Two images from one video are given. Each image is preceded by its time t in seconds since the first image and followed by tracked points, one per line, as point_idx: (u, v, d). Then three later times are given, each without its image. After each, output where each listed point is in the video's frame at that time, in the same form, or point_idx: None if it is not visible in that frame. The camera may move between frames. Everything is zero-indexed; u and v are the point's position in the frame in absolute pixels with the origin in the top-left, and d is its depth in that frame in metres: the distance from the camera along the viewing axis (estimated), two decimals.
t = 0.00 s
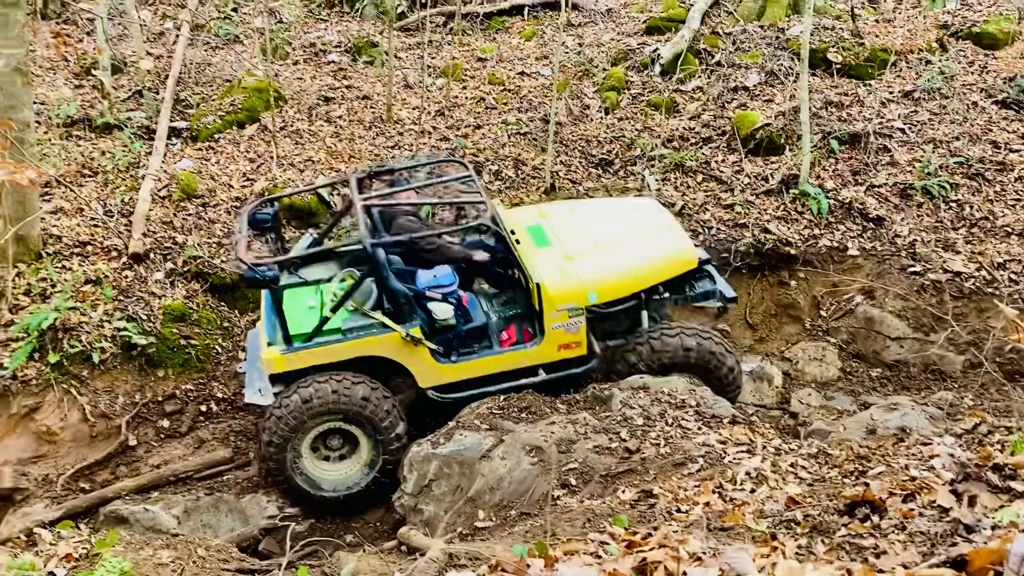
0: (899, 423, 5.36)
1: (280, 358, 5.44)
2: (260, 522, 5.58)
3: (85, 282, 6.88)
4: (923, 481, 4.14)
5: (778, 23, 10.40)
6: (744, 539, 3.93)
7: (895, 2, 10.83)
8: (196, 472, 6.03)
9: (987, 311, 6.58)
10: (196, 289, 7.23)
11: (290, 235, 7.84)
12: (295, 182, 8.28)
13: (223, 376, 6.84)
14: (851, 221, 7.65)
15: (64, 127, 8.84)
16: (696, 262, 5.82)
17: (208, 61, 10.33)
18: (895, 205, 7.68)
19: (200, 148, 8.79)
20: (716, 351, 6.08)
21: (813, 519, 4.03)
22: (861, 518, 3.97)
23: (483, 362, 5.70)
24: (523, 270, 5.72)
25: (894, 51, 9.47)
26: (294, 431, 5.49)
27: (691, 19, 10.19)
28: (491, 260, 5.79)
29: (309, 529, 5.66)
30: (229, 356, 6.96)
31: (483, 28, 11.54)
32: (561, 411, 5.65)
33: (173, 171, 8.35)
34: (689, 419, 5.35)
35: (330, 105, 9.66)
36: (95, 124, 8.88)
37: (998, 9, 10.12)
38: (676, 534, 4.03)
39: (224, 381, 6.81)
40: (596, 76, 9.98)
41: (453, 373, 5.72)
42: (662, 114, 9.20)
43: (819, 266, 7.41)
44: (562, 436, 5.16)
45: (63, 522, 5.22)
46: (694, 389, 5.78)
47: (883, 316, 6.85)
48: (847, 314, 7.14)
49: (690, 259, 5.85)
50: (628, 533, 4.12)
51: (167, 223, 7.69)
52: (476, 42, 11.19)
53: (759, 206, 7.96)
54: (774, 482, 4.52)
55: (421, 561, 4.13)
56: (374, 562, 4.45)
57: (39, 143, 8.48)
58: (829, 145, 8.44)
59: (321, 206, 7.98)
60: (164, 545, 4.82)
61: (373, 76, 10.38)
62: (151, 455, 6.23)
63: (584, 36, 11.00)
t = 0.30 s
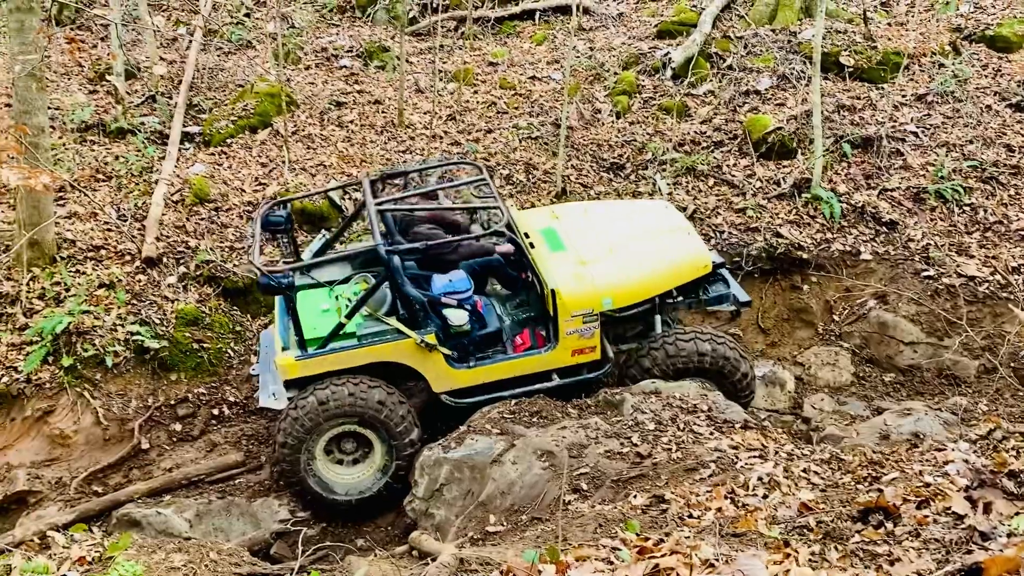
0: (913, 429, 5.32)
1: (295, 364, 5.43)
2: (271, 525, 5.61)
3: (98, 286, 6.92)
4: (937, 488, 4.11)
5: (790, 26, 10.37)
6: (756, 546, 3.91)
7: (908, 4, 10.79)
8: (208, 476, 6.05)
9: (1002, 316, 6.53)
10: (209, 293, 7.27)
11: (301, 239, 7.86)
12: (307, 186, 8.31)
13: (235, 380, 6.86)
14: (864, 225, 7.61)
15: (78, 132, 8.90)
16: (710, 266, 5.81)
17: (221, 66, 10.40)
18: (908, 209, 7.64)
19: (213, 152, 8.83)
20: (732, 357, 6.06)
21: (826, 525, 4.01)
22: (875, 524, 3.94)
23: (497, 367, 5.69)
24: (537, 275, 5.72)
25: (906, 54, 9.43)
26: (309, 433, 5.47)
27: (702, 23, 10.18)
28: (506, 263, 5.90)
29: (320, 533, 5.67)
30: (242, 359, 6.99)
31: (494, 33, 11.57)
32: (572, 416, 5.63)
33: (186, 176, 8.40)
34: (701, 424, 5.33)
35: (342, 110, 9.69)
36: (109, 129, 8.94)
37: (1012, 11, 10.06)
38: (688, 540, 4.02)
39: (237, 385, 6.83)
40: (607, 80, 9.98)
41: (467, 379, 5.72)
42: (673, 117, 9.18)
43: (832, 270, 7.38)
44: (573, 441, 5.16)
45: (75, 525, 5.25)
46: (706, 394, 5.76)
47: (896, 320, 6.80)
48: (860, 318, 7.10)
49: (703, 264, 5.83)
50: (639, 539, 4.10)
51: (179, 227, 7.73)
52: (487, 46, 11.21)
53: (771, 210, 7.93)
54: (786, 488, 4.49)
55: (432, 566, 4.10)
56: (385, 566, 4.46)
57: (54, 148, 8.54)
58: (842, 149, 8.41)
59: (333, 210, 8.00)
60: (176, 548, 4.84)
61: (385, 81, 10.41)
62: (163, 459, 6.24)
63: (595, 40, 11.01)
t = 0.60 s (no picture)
0: (922, 432, 5.30)
1: (304, 370, 5.42)
2: (280, 527, 5.64)
3: (109, 288, 6.96)
4: (947, 491, 4.09)
5: (799, 29, 10.36)
6: (765, 549, 3.91)
7: (917, 7, 10.76)
8: (217, 478, 6.07)
9: (1012, 319, 6.49)
10: (218, 296, 7.29)
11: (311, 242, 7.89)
12: (316, 190, 8.34)
13: (244, 382, 6.89)
14: (873, 228, 7.58)
15: (90, 136, 8.97)
16: (718, 268, 5.80)
17: (231, 70, 10.47)
18: (917, 212, 7.61)
19: (223, 156, 8.88)
20: (740, 360, 6.06)
21: (835, 529, 4.00)
22: (884, 528, 3.93)
23: (506, 372, 5.70)
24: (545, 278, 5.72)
25: (916, 57, 9.39)
26: (319, 438, 5.48)
27: (711, 27, 10.18)
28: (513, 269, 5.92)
29: (329, 535, 5.70)
30: (251, 361, 7.02)
31: (503, 36, 11.61)
32: (581, 419, 5.63)
33: (196, 179, 8.44)
34: (709, 427, 5.33)
35: (351, 114, 9.74)
36: (120, 133, 9.00)
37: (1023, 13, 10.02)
38: (697, 543, 4.01)
39: (246, 388, 6.85)
40: (616, 83, 9.99)
41: (475, 384, 5.73)
42: (682, 120, 9.19)
43: (841, 273, 7.36)
44: (581, 444, 5.16)
45: (86, 526, 5.29)
46: (715, 397, 5.76)
47: (906, 324, 6.77)
48: (870, 322, 7.09)
49: (710, 266, 5.81)
50: (648, 542, 4.10)
51: (190, 231, 7.78)
52: (495, 50, 11.26)
53: (780, 213, 7.92)
54: (795, 491, 4.48)
55: (440, 569, 4.12)
56: (393, 568, 4.48)
57: (66, 151, 8.61)
58: (851, 152, 8.39)
59: (342, 213, 8.01)
60: (186, 550, 4.86)
61: (394, 85, 10.45)
62: (173, 460, 6.27)
63: (604, 44, 11.04)
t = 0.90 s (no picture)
0: (929, 435, 5.28)
1: (310, 373, 5.44)
2: (286, 528, 5.65)
3: (116, 290, 6.99)
4: (953, 494, 4.08)
5: (805, 31, 10.36)
6: (770, 551, 3.91)
7: (924, 8, 10.74)
8: (223, 478, 6.09)
9: (1020, 322, 6.47)
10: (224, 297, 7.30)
11: (317, 243, 7.91)
12: (322, 191, 8.37)
13: (250, 383, 6.90)
14: (879, 230, 7.57)
15: (97, 138, 9.01)
16: (722, 270, 5.80)
17: (238, 72, 10.52)
18: (924, 214, 7.59)
19: (229, 157, 8.91)
20: (746, 362, 6.05)
21: (840, 531, 3.99)
22: (889, 530, 3.92)
23: (511, 374, 5.71)
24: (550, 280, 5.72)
25: (923, 59, 9.36)
26: (325, 441, 5.49)
27: (717, 28, 10.18)
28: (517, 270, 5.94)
29: (334, 536, 5.71)
30: (257, 362, 7.04)
31: (509, 38, 11.64)
32: (586, 421, 5.62)
33: (203, 180, 8.48)
34: (715, 429, 5.33)
35: (358, 115, 9.77)
36: (127, 134, 9.04)
37: None
38: (701, 545, 4.01)
39: (252, 389, 6.86)
40: (622, 85, 10.00)
41: (480, 386, 5.74)
42: (687, 122, 9.19)
43: (847, 276, 7.35)
44: (586, 446, 5.16)
45: (92, 526, 5.32)
46: (720, 399, 5.76)
47: (912, 326, 6.75)
48: (876, 324, 7.07)
49: (715, 268, 5.81)
50: (652, 543, 4.10)
51: (196, 232, 7.81)
52: (501, 52, 11.29)
53: (786, 215, 7.92)
54: (800, 493, 4.47)
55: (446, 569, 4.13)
56: (398, 569, 4.48)
57: (74, 153, 8.66)
58: (857, 154, 8.38)
59: (347, 214, 8.01)
60: (191, 550, 4.88)
61: (400, 87, 10.48)
62: (180, 461, 6.28)
63: (610, 46, 11.07)
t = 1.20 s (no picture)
0: (932, 436, 5.27)
1: (313, 373, 5.44)
2: (289, 528, 5.66)
3: (119, 289, 7.00)
4: (957, 496, 4.07)
5: (808, 31, 10.35)
6: (773, 554, 3.91)
7: (928, 8, 10.72)
8: (226, 478, 6.09)
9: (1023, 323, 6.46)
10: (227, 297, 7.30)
11: (320, 243, 7.91)
12: (325, 191, 8.37)
13: (254, 383, 6.89)
14: (883, 231, 7.56)
15: (101, 137, 9.03)
16: (725, 270, 5.80)
17: (241, 72, 10.53)
18: (927, 215, 7.58)
19: (232, 157, 8.92)
20: (748, 362, 6.05)
21: (843, 533, 3.99)
22: (893, 533, 3.91)
23: (514, 374, 5.71)
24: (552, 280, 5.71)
25: (926, 59, 9.34)
26: (328, 441, 5.50)
27: (720, 29, 10.18)
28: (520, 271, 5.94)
29: (337, 536, 5.71)
30: (260, 362, 7.04)
31: (513, 39, 11.65)
32: (589, 421, 5.62)
33: (206, 180, 8.49)
34: (718, 430, 5.32)
35: (361, 115, 9.77)
36: (130, 134, 9.05)
37: None
38: (705, 547, 4.01)
39: (255, 388, 6.86)
40: (625, 85, 10.00)
41: (483, 386, 5.74)
42: (691, 122, 9.18)
43: (850, 276, 7.35)
44: (589, 446, 5.16)
45: (96, 526, 5.33)
46: (723, 399, 5.77)
47: (915, 327, 6.74)
48: (878, 325, 7.06)
49: (718, 269, 5.81)
50: (656, 545, 4.10)
51: (199, 232, 7.81)
52: (504, 52, 11.30)
53: (789, 215, 7.91)
54: (804, 494, 4.47)
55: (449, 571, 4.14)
56: (401, 570, 4.49)
57: (77, 153, 8.68)
58: (860, 155, 8.36)
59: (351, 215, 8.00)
60: (195, 550, 4.88)
61: (403, 87, 10.48)
62: (183, 461, 6.28)
63: (613, 46, 11.07)
